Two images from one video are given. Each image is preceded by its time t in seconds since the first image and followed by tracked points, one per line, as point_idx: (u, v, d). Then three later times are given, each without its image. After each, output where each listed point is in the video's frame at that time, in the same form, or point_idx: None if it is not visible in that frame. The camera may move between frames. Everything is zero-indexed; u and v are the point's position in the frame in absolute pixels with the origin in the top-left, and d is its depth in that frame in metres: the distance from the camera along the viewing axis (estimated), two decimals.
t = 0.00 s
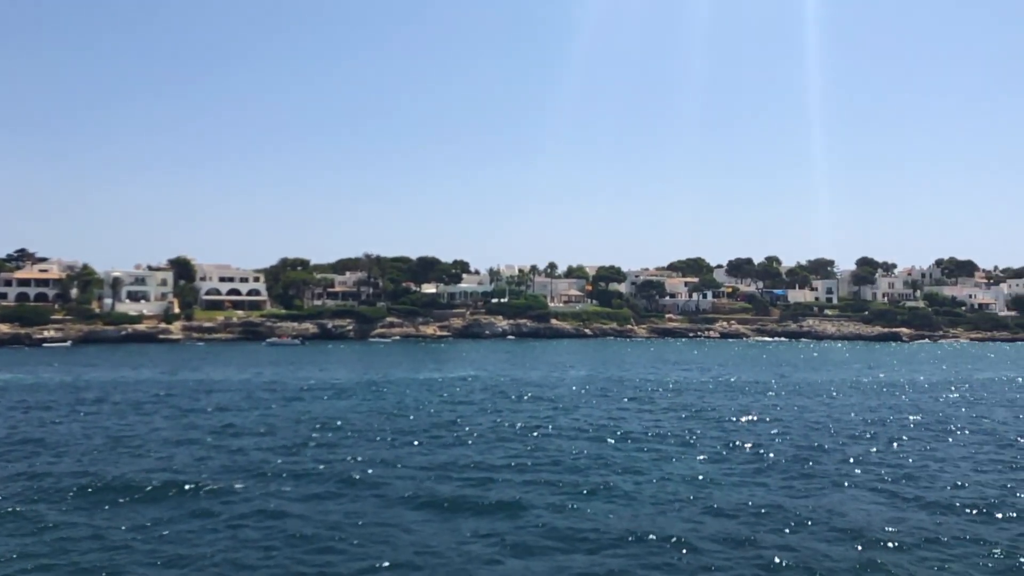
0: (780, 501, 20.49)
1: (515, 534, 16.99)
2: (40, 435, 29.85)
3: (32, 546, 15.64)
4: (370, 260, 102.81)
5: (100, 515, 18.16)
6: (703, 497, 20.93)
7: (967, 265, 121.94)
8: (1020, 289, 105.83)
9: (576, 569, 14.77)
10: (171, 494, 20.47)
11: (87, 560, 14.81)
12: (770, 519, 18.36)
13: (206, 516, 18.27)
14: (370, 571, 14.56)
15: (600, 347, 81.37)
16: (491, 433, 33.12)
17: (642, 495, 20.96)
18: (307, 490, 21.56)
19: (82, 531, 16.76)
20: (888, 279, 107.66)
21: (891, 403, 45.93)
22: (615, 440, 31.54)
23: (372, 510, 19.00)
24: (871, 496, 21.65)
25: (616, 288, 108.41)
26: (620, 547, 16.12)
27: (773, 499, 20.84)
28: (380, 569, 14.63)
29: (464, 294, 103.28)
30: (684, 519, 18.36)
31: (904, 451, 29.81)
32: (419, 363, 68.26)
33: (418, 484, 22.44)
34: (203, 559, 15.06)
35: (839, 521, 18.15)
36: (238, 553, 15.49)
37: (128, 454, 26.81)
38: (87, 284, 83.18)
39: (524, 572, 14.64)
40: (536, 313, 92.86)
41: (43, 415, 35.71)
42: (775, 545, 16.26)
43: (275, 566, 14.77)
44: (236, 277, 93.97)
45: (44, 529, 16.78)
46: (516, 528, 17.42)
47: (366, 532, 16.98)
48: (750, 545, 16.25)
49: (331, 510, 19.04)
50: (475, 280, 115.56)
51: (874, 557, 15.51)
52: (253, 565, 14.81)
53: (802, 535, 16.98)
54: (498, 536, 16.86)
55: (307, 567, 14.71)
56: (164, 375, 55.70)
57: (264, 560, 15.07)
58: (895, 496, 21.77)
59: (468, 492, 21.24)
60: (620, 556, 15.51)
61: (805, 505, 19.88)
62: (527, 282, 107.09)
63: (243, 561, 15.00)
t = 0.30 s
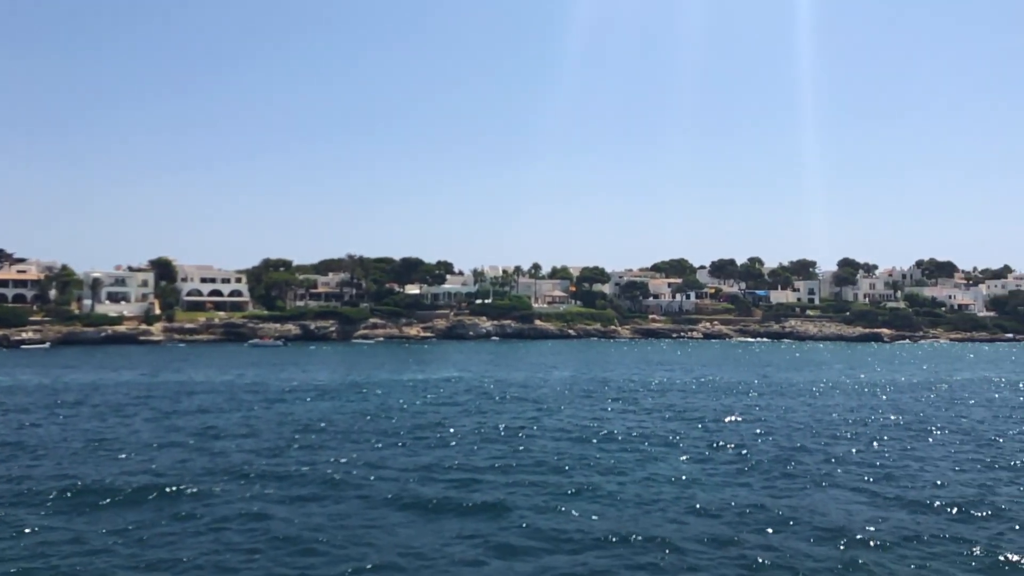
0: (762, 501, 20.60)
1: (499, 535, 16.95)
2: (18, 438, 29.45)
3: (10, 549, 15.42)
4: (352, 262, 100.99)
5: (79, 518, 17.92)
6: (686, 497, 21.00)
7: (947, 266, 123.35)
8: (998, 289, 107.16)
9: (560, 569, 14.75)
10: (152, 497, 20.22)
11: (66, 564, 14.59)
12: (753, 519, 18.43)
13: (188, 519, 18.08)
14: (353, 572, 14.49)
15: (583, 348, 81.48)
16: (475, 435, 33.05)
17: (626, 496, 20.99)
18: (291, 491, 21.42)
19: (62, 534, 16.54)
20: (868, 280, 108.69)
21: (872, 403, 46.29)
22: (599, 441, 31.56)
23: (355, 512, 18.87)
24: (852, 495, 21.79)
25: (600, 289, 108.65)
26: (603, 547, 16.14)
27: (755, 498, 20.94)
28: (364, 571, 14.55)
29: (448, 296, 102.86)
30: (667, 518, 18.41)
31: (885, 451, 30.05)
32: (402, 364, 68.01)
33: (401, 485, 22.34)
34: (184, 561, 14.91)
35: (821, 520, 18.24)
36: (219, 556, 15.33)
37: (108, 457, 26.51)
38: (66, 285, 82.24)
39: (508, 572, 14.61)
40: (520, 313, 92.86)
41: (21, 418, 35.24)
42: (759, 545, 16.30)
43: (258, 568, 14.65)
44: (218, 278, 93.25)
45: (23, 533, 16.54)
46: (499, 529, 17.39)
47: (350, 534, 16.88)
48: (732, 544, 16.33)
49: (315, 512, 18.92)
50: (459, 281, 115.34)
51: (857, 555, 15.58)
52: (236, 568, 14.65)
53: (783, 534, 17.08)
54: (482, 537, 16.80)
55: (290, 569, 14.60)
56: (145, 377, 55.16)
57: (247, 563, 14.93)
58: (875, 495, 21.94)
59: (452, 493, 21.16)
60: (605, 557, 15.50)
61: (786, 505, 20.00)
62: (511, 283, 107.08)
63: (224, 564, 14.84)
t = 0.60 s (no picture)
0: (744, 500, 20.78)
1: (482, 535, 16.98)
2: None
3: None
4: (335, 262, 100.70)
5: (60, 521, 17.75)
6: (669, 497, 21.13)
7: (926, 268, 124.83)
8: (976, 291, 108.57)
9: (544, 570, 14.79)
10: (132, 499, 20.06)
11: (45, 568, 14.45)
12: (734, 518, 18.57)
13: (170, 521, 17.96)
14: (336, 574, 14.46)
15: (567, 349, 81.64)
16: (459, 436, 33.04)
17: (610, 496, 21.08)
18: (274, 493, 21.32)
19: (42, 537, 16.38)
20: (849, 282, 109.76)
21: (853, 403, 46.75)
22: (584, 442, 31.65)
23: (338, 513, 18.83)
24: (832, 495, 22.02)
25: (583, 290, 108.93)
26: (586, 547, 16.21)
27: (736, 498, 21.11)
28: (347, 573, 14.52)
29: (432, 296, 102.35)
30: (649, 519, 18.52)
31: (864, 450, 30.37)
32: (385, 365, 67.78)
33: (385, 486, 22.29)
34: (165, 565, 14.81)
35: (801, 519, 18.43)
36: (202, 559, 15.25)
37: (89, 459, 26.25)
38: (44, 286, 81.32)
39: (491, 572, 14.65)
40: (504, 315, 92.85)
41: None
42: (740, 544, 16.45)
43: (240, 570, 14.58)
44: (200, 279, 92.54)
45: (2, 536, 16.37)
46: (483, 530, 17.41)
47: (333, 536, 16.83)
48: (713, 544, 16.46)
49: (298, 514, 18.85)
50: (443, 282, 115.14)
51: (836, 554, 15.75)
52: (218, 570, 14.57)
53: (764, 534, 17.23)
54: (466, 538, 16.83)
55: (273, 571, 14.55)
56: (125, 378, 54.63)
57: (229, 565, 14.87)
58: (854, 494, 22.19)
59: (436, 494, 21.17)
60: (588, 557, 15.56)
61: (766, 504, 20.20)
62: (495, 285, 107.06)
63: (206, 566, 14.76)
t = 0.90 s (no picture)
0: (727, 500, 20.93)
1: (466, 536, 17.00)
2: None
3: None
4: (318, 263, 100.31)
5: (39, 524, 17.57)
6: (653, 497, 21.24)
7: (905, 269, 126.09)
8: (954, 292, 109.82)
9: (528, 570, 14.80)
10: (113, 502, 19.87)
11: (25, 572, 14.29)
12: (717, 518, 18.71)
13: (152, 524, 17.84)
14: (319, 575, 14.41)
15: (551, 349, 81.80)
16: (445, 436, 33.01)
17: (594, 497, 21.15)
18: (257, 495, 21.21)
19: (22, 540, 16.20)
20: (829, 283, 110.70)
21: (834, 403, 47.22)
22: (569, 442, 31.76)
23: (322, 515, 18.74)
24: (814, 494, 22.20)
25: (566, 290, 109.20)
26: (570, 547, 16.27)
27: (719, 498, 21.25)
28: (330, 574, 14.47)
29: (415, 297, 102.08)
30: (632, 519, 18.61)
31: (845, 450, 30.69)
32: (369, 366, 67.54)
33: (369, 488, 22.25)
34: (147, 568, 14.70)
35: (783, 519, 18.56)
36: (184, 562, 15.14)
37: (69, 462, 25.97)
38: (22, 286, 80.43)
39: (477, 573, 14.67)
40: (487, 315, 92.74)
41: None
42: (723, 544, 16.56)
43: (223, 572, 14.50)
44: (180, 280, 91.80)
45: None
46: (467, 531, 17.43)
47: (317, 537, 16.75)
48: (696, 543, 16.56)
49: (281, 515, 18.77)
50: (426, 283, 114.85)
51: (818, 552, 15.90)
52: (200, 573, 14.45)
53: (746, 533, 17.32)
54: (450, 539, 16.81)
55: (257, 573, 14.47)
56: (105, 380, 54.04)
57: (212, 568, 14.77)
58: (835, 493, 22.40)
59: (420, 495, 21.13)
60: (573, 557, 15.58)
61: (749, 504, 20.35)
62: (478, 286, 106.94)
63: (188, 569, 14.66)
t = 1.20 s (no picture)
0: (709, 500, 21.04)
1: (449, 537, 16.99)
2: None
3: None
4: (300, 263, 99.81)
5: (16, 527, 17.36)
6: (635, 497, 21.34)
7: (885, 270, 127.42)
8: (933, 293, 111.09)
9: (511, 570, 14.83)
10: (92, 505, 19.67)
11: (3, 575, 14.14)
12: (698, 517, 18.80)
13: (132, 526, 17.68)
14: None
15: (534, 350, 81.86)
16: (428, 437, 32.96)
17: (577, 497, 21.18)
18: (238, 497, 21.06)
19: None
20: (810, 283, 111.55)
21: (815, 403, 47.62)
22: (551, 443, 31.82)
23: (304, 516, 18.65)
24: (795, 493, 22.38)
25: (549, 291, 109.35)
26: (553, 547, 16.30)
27: (702, 497, 21.36)
28: None
29: (397, 298, 101.80)
30: (615, 519, 18.67)
31: (826, 449, 30.95)
32: (352, 367, 67.30)
33: (351, 489, 22.18)
34: (127, 570, 14.58)
35: (765, 518, 18.67)
36: (165, 564, 15.03)
37: (47, 464, 25.68)
38: None
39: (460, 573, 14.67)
40: (470, 316, 92.60)
41: None
42: (705, 543, 16.63)
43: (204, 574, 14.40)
44: (161, 280, 91.00)
45: None
46: (450, 531, 17.42)
47: (299, 539, 16.69)
48: (678, 543, 16.63)
49: (262, 517, 18.68)
50: (409, 284, 114.57)
51: (799, 550, 16.02)
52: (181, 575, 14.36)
53: (728, 532, 17.41)
54: (433, 539, 16.80)
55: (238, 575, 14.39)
56: (83, 381, 53.44)
57: (193, 570, 14.67)
58: (816, 492, 22.59)
59: (403, 496, 21.09)
60: (556, 557, 15.62)
61: (731, 504, 20.48)
62: (461, 286, 106.82)
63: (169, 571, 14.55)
